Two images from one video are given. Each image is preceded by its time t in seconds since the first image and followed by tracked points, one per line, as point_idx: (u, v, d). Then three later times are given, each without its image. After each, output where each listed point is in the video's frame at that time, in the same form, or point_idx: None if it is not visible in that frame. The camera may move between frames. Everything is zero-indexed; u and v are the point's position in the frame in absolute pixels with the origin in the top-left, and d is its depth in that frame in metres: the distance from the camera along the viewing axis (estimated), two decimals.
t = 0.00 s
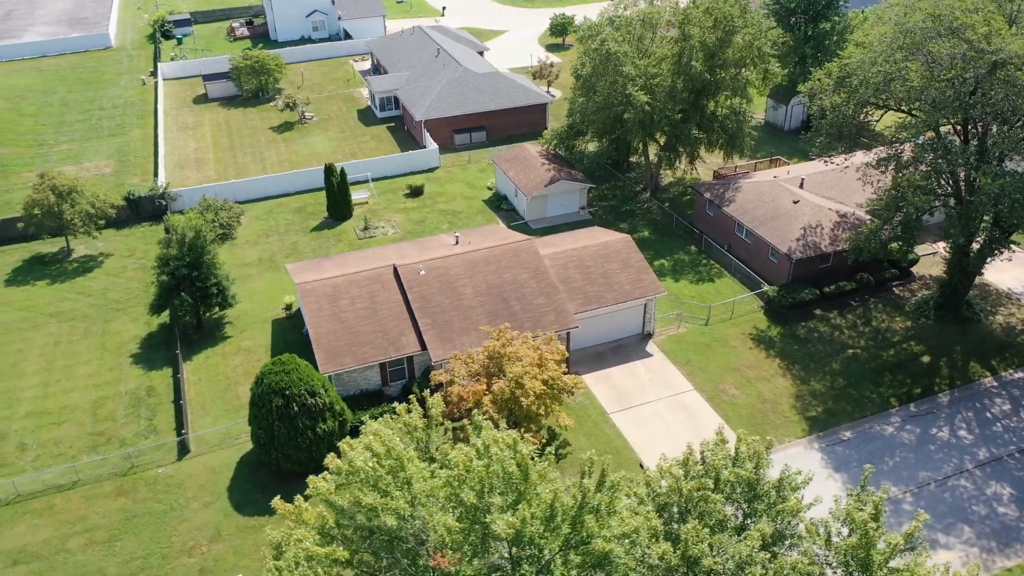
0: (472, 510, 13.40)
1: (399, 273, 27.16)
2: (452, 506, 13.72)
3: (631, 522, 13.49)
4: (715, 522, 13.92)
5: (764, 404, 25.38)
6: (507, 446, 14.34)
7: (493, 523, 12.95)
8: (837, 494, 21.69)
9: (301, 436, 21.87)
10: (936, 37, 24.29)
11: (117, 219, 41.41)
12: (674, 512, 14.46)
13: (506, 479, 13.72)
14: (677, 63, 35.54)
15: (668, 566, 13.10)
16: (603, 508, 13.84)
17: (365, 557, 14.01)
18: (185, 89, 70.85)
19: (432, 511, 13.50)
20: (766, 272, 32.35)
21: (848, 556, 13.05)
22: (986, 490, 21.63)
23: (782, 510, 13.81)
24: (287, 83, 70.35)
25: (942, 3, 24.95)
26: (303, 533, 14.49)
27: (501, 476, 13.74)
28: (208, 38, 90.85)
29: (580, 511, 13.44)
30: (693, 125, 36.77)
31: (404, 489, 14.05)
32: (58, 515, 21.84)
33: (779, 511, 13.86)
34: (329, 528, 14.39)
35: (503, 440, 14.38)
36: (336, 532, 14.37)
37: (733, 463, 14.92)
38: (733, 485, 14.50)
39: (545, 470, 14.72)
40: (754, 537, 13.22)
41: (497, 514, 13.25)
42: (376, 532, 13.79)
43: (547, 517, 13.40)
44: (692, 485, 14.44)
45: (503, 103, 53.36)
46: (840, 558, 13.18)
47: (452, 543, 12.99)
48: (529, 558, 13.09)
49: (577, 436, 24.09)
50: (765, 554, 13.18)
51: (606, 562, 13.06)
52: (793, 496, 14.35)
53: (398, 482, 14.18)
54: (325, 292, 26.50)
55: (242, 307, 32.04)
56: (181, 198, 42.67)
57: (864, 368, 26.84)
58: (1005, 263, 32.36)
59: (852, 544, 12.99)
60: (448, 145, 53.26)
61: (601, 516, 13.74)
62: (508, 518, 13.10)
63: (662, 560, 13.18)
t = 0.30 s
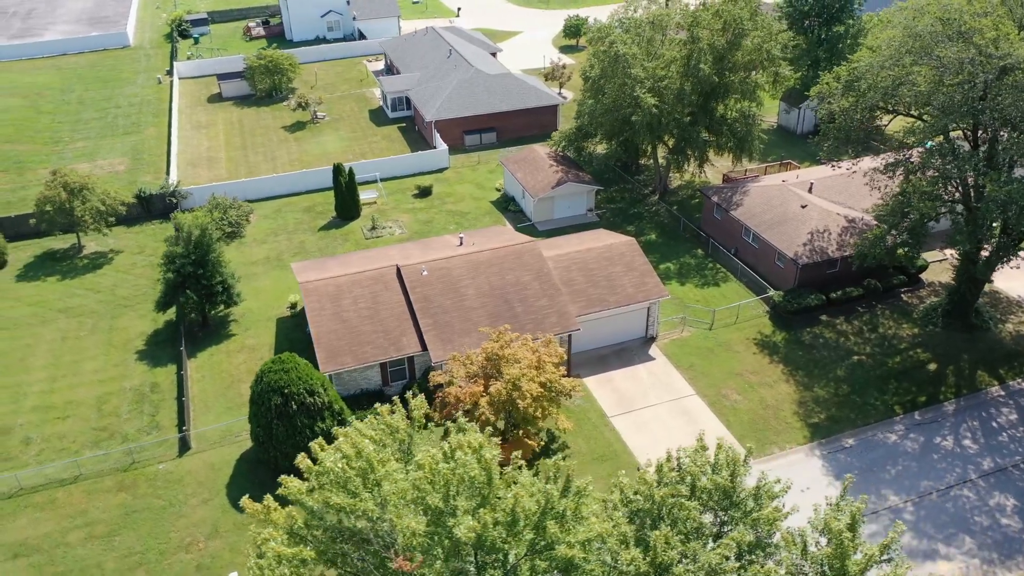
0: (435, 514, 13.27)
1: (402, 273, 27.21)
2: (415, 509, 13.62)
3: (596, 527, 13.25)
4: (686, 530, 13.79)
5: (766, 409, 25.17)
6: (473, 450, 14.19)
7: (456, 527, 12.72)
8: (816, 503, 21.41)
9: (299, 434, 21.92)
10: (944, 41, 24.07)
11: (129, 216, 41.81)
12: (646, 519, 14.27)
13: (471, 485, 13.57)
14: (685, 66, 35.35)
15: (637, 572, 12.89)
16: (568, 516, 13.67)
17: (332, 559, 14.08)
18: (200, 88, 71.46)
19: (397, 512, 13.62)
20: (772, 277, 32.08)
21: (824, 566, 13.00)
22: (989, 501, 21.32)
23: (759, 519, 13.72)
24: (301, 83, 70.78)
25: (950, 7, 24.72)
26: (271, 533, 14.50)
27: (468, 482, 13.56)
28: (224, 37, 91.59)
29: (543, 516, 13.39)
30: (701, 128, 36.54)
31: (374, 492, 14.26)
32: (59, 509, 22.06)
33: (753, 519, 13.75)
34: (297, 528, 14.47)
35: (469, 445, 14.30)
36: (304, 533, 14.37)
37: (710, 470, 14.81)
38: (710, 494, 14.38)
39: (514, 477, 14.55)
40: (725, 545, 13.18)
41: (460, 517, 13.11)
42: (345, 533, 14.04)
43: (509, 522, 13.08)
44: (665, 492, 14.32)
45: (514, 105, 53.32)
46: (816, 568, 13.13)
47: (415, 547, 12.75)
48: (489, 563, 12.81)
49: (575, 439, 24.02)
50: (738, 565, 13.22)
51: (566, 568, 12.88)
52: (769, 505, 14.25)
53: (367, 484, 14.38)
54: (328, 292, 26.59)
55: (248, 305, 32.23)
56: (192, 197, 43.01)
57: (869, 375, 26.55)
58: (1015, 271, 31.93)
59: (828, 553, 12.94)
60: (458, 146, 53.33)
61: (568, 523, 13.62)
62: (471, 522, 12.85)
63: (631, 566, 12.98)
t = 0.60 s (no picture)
0: (393, 516, 13.13)
1: (403, 273, 27.24)
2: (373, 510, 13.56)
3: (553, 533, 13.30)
4: (651, 537, 13.67)
5: (766, 415, 24.95)
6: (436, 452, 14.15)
7: (411, 530, 12.66)
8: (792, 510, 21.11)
9: (295, 433, 21.98)
10: (952, 45, 23.74)
11: (139, 213, 42.20)
12: (611, 526, 14.14)
13: (430, 487, 13.44)
14: (693, 68, 35.09)
15: None
16: (527, 522, 13.64)
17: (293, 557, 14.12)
18: (214, 87, 72.03)
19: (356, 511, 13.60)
20: (778, 281, 31.81)
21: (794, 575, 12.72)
22: (990, 512, 21.00)
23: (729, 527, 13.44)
24: (314, 82, 71.14)
25: (958, 10, 24.40)
26: (234, 531, 14.43)
27: (428, 485, 13.43)
28: (240, 36, 92.26)
29: (497, 520, 13.28)
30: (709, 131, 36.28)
31: (338, 493, 14.40)
32: (59, 502, 22.28)
33: (724, 527, 13.52)
34: (258, 527, 14.43)
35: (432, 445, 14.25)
36: (267, 533, 14.38)
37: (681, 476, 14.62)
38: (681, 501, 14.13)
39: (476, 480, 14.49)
40: (692, 552, 13.02)
41: (417, 519, 13.02)
42: (309, 533, 14.31)
43: (462, 525, 13.07)
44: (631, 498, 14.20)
45: (524, 106, 53.27)
46: None
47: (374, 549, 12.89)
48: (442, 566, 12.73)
49: (573, 442, 23.93)
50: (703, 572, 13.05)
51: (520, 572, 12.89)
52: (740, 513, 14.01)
53: (331, 485, 14.49)
54: (329, 291, 26.68)
55: (252, 303, 32.41)
56: (201, 194, 43.35)
57: (871, 382, 26.25)
58: None
59: (800, 562, 12.74)
60: (467, 146, 53.36)
61: (526, 527, 13.62)
62: (427, 524, 12.79)
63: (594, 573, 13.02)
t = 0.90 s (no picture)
0: (353, 518, 12.98)
1: (405, 272, 27.30)
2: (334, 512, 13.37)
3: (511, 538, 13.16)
4: (620, 543, 13.48)
5: (767, 420, 24.75)
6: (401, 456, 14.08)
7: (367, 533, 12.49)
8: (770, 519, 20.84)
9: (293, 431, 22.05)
10: (959, 49, 23.47)
11: (149, 209, 42.57)
12: (579, 532, 14.00)
13: (387, 490, 13.34)
14: (701, 69, 34.84)
15: None
16: (487, 527, 13.59)
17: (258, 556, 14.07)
18: (228, 85, 72.54)
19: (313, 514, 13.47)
20: (783, 285, 31.55)
21: None
22: (992, 523, 20.69)
23: (699, 534, 13.29)
24: (327, 81, 71.47)
25: (967, 13, 24.12)
26: (198, 530, 13.80)
27: (388, 486, 13.34)
28: (256, 34, 92.87)
29: (455, 525, 13.23)
30: (716, 133, 36.10)
31: (304, 493, 14.41)
32: (59, 495, 22.50)
33: (697, 534, 13.36)
34: (224, 527, 13.99)
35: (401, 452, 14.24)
36: (234, 532, 14.02)
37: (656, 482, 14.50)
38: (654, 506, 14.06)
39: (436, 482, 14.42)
40: (660, 559, 12.87)
41: (376, 521, 12.85)
42: (272, 536, 14.19)
43: (420, 528, 12.78)
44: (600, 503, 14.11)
45: (534, 106, 53.20)
46: None
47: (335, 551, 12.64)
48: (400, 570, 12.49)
49: (570, 444, 23.84)
50: None
51: None
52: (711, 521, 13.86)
53: (298, 486, 14.55)
54: (330, 289, 26.77)
55: (257, 300, 32.58)
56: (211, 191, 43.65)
57: (875, 388, 25.96)
58: None
59: (774, 567, 12.65)
60: (476, 146, 53.37)
61: (485, 533, 13.57)
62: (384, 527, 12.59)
63: None
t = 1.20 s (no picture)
0: (311, 516, 12.93)
1: (408, 271, 27.37)
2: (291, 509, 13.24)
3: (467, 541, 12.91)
4: (585, 548, 13.46)
5: (767, 425, 24.52)
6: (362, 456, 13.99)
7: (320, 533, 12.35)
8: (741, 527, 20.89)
9: (291, 428, 22.18)
10: (968, 52, 23.20)
11: (161, 205, 43.00)
12: (545, 536, 13.96)
13: (342, 488, 13.14)
14: (710, 71, 34.55)
15: None
16: (445, 528, 13.49)
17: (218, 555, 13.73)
18: (245, 82, 73.12)
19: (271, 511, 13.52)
20: (790, 289, 31.26)
21: None
22: (993, 533, 20.38)
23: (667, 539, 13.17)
24: (342, 80, 71.84)
25: (977, 15, 23.81)
26: (161, 526, 13.90)
27: (344, 485, 13.14)
28: (274, 33, 93.55)
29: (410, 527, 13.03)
30: (726, 135, 35.84)
31: (268, 492, 14.37)
32: (61, 487, 22.78)
33: (668, 540, 13.21)
34: (189, 522, 13.96)
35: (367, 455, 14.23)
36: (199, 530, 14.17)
37: (629, 486, 14.43)
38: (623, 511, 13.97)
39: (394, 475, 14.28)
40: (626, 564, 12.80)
41: (333, 520, 12.74)
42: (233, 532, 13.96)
43: (374, 529, 12.67)
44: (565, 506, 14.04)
45: (546, 106, 53.11)
46: None
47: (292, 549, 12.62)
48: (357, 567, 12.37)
49: (568, 445, 23.77)
50: None
51: None
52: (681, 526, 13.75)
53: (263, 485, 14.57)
54: (332, 287, 26.88)
55: (263, 297, 32.79)
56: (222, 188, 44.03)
57: (879, 395, 25.64)
58: None
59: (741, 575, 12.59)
60: (488, 145, 53.39)
61: (445, 533, 13.44)
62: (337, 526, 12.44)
63: None
